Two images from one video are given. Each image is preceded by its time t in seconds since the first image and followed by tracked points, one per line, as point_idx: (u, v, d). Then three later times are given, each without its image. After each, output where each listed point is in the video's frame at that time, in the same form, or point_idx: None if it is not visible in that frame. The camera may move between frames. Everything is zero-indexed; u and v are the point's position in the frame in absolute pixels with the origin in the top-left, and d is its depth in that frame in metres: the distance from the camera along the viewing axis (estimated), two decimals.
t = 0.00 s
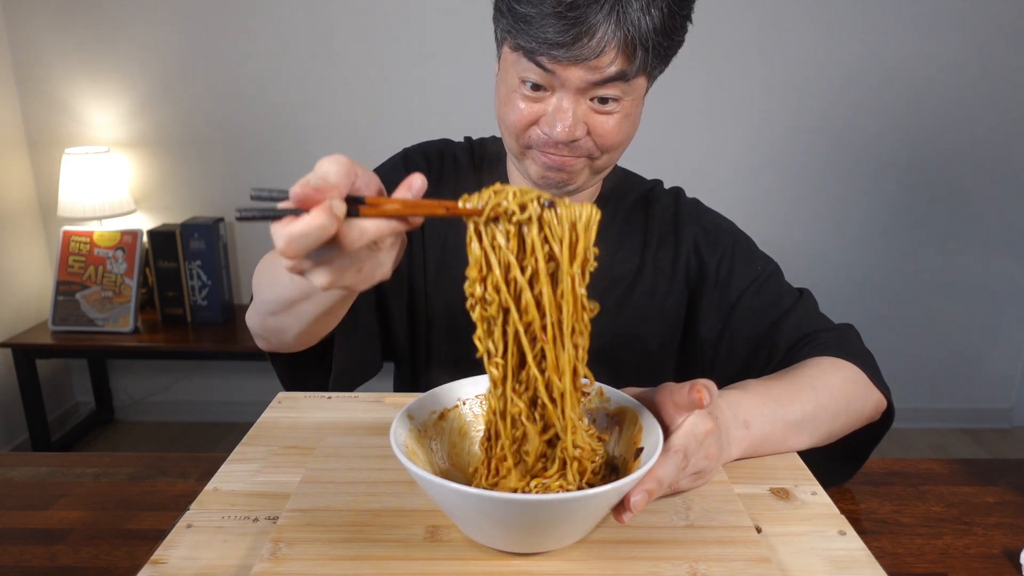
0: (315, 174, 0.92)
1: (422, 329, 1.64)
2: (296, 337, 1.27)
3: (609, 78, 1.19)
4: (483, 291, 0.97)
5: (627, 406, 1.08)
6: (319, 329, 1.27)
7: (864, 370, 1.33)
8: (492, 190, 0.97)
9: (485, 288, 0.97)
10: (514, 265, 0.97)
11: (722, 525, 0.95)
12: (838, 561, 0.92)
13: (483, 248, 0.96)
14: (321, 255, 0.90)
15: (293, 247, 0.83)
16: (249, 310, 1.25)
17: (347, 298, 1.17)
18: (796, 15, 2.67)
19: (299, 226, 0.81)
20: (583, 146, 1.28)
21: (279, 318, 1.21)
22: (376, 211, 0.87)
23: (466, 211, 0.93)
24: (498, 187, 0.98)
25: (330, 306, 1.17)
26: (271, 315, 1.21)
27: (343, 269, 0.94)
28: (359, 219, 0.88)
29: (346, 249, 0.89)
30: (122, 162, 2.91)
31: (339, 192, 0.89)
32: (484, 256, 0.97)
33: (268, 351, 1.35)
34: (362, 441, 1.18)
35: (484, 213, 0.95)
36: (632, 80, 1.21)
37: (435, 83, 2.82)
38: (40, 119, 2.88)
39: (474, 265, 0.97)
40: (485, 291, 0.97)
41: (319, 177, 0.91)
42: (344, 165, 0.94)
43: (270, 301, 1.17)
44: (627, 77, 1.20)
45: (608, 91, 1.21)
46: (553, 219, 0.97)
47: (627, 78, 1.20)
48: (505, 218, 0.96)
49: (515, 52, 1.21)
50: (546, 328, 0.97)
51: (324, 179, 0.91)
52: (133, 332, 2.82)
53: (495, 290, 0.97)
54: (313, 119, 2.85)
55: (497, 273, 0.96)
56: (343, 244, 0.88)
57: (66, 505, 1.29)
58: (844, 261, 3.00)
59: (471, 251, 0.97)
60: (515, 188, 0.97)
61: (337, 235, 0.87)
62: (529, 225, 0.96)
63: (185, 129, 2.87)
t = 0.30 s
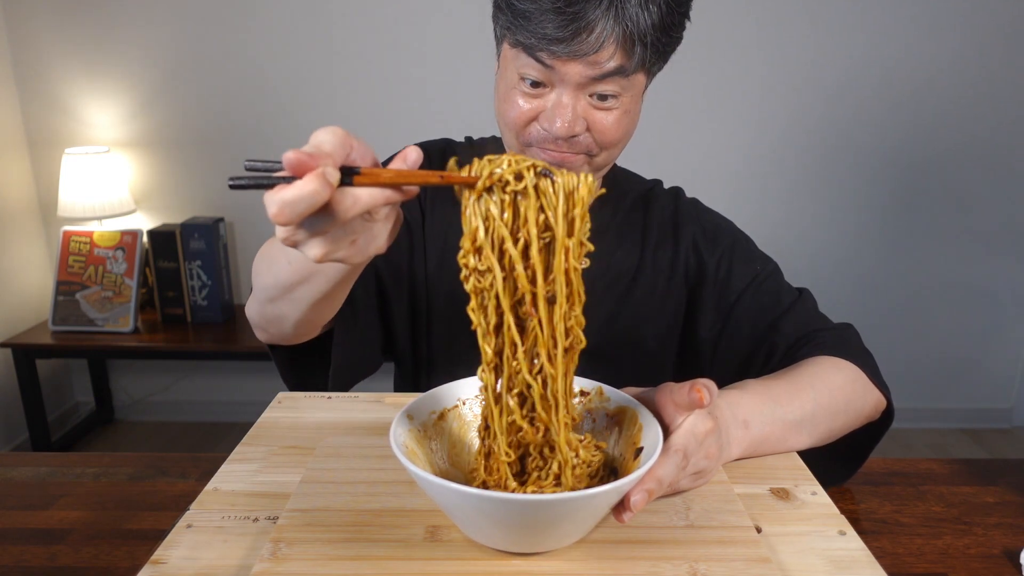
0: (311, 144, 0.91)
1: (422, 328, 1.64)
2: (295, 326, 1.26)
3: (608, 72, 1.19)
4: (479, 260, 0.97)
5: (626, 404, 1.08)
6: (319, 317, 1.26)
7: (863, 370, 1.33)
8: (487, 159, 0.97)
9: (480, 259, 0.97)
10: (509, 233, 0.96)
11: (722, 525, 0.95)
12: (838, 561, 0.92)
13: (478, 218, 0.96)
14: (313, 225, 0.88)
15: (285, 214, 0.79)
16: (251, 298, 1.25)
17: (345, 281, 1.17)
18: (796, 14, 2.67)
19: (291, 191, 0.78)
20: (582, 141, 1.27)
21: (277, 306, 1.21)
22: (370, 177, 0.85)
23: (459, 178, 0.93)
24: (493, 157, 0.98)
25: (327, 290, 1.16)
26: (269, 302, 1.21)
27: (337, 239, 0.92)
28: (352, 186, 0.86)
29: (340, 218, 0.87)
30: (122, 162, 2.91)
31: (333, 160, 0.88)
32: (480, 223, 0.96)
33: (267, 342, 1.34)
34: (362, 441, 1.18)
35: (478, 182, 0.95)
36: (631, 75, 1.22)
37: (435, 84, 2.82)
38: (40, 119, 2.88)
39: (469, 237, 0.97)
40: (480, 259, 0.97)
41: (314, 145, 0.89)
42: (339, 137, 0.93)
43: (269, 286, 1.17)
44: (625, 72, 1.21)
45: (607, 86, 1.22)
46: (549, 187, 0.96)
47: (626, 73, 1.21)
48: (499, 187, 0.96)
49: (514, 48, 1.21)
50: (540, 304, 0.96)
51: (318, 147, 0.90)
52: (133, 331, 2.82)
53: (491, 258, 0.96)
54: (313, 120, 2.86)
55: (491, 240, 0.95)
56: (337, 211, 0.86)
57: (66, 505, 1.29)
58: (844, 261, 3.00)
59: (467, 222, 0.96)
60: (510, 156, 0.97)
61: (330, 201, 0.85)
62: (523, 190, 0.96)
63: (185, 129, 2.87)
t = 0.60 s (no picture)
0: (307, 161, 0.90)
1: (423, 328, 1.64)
2: (295, 329, 1.26)
3: (607, 68, 1.19)
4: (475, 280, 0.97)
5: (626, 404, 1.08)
6: (320, 321, 1.26)
7: (863, 369, 1.33)
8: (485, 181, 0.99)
9: (475, 278, 0.97)
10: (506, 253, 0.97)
11: (722, 525, 0.95)
12: (838, 561, 0.93)
13: (472, 239, 0.97)
14: (310, 244, 0.89)
15: (282, 233, 0.81)
16: (249, 304, 1.24)
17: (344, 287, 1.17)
18: (796, 14, 2.67)
19: (289, 211, 0.80)
20: (582, 138, 1.27)
21: (277, 311, 1.20)
22: (365, 199, 0.85)
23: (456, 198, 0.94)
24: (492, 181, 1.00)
25: (326, 297, 1.16)
26: (268, 306, 1.20)
27: (333, 257, 0.93)
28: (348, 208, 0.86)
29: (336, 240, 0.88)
30: (122, 162, 2.91)
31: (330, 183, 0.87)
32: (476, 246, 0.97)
33: (267, 345, 1.33)
34: (362, 440, 1.18)
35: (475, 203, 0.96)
36: (631, 71, 1.22)
37: (435, 84, 2.82)
38: (40, 119, 2.88)
39: (465, 257, 0.97)
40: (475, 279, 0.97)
41: (310, 164, 0.89)
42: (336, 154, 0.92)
43: (268, 293, 1.17)
44: (624, 68, 1.21)
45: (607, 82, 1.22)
46: (545, 209, 0.97)
47: (625, 69, 1.21)
48: (494, 209, 0.97)
49: (514, 45, 1.22)
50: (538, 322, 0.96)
51: (315, 166, 0.89)
52: (133, 332, 2.82)
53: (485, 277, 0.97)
54: (313, 120, 2.86)
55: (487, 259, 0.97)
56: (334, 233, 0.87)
57: (67, 505, 1.29)
58: (844, 260, 3.00)
59: (463, 242, 0.97)
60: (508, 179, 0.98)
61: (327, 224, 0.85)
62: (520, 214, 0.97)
63: (186, 129, 2.87)
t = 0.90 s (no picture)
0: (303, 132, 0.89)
1: (422, 329, 1.64)
2: (294, 322, 1.24)
3: (605, 64, 1.19)
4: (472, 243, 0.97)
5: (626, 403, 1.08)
6: (319, 313, 1.25)
7: (863, 369, 1.33)
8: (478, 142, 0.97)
9: (470, 242, 0.97)
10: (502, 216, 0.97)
11: (722, 525, 0.95)
12: (838, 561, 0.92)
13: (467, 203, 0.96)
14: (305, 211, 0.90)
15: (274, 197, 0.80)
16: (249, 299, 1.23)
17: (342, 273, 1.15)
18: (796, 14, 2.67)
19: (281, 175, 0.79)
20: (579, 135, 1.27)
21: (275, 303, 1.20)
22: (358, 163, 0.83)
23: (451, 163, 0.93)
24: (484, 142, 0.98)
25: (324, 284, 1.15)
26: (268, 298, 1.19)
27: (328, 225, 0.95)
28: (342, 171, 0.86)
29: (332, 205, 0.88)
30: (122, 162, 2.91)
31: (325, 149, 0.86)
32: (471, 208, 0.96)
33: (266, 341, 1.33)
34: (362, 440, 1.18)
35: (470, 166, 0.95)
36: (628, 67, 1.22)
37: (435, 84, 2.82)
38: (40, 119, 2.88)
39: (460, 222, 0.96)
40: (472, 242, 0.97)
41: (305, 132, 0.88)
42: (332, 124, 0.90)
43: (267, 283, 1.16)
44: (622, 64, 1.21)
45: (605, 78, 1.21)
46: (539, 171, 0.97)
47: (623, 65, 1.21)
48: (489, 172, 0.96)
49: (512, 43, 1.22)
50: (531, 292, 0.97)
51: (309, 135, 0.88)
52: (133, 332, 2.82)
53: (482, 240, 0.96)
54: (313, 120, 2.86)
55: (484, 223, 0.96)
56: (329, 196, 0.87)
57: (67, 505, 1.29)
58: (844, 260, 3.00)
59: (458, 206, 0.96)
60: (501, 141, 0.97)
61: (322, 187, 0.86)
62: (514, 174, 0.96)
63: (185, 129, 2.87)
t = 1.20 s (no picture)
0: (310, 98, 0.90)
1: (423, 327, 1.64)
2: (294, 310, 1.23)
3: (602, 64, 1.19)
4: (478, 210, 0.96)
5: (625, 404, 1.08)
6: (320, 302, 1.25)
7: (863, 369, 1.33)
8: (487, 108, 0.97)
9: (476, 209, 0.96)
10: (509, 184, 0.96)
11: (722, 525, 0.95)
12: (838, 561, 0.92)
13: (474, 169, 0.95)
14: (311, 176, 0.89)
15: (281, 157, 0.80)
16: (251, 285, 1.23)
17: (344, 256, 1.15)
18: (796, 14, 2.67)
19: (288, 135, 0.79)
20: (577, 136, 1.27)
21: (276, 289, 1.20)
22: (365, 129, 0.84)
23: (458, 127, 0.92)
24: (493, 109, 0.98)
25: (326, 266, 1.14)
26: (269, 282, 1.19)
27: (337, 192, 0.94)
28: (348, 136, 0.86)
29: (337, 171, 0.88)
30: (122, 162, 2.91)
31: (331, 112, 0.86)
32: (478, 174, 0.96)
33: (267, 333, 1.32)
34: (362, 440, 1.18)
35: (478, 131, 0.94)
36: (626, 67, 1.22)
37: (435, 84, 2.82)
38: (40, 119, 2.88)
39: (466, 188, 0.96)
40: (478, 208, 0.96)
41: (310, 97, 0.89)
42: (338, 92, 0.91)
43: (269, 267, 1.16)
44: (619, 65, 1.21)
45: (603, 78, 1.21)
46: (547, 138, 0.96)
47: (620, 66, 1.21)
48: (497, 138, 0.95)
49: (510, 43, 1.22)
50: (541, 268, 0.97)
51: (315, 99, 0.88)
52: (133, 332, 2.82)
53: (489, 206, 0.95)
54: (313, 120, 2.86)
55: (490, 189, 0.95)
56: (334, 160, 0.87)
57: (67, 505, 1.29)
58: (843, 260, 3.00)
59: (465, 172, 0.95)
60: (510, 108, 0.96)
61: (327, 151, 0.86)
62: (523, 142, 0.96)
63: (185, 129, 2.87)
